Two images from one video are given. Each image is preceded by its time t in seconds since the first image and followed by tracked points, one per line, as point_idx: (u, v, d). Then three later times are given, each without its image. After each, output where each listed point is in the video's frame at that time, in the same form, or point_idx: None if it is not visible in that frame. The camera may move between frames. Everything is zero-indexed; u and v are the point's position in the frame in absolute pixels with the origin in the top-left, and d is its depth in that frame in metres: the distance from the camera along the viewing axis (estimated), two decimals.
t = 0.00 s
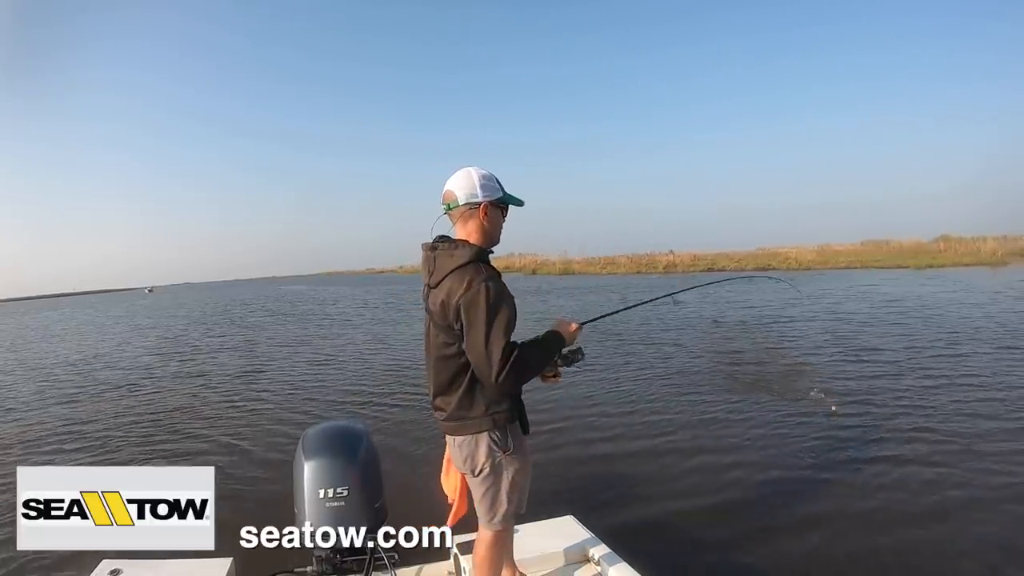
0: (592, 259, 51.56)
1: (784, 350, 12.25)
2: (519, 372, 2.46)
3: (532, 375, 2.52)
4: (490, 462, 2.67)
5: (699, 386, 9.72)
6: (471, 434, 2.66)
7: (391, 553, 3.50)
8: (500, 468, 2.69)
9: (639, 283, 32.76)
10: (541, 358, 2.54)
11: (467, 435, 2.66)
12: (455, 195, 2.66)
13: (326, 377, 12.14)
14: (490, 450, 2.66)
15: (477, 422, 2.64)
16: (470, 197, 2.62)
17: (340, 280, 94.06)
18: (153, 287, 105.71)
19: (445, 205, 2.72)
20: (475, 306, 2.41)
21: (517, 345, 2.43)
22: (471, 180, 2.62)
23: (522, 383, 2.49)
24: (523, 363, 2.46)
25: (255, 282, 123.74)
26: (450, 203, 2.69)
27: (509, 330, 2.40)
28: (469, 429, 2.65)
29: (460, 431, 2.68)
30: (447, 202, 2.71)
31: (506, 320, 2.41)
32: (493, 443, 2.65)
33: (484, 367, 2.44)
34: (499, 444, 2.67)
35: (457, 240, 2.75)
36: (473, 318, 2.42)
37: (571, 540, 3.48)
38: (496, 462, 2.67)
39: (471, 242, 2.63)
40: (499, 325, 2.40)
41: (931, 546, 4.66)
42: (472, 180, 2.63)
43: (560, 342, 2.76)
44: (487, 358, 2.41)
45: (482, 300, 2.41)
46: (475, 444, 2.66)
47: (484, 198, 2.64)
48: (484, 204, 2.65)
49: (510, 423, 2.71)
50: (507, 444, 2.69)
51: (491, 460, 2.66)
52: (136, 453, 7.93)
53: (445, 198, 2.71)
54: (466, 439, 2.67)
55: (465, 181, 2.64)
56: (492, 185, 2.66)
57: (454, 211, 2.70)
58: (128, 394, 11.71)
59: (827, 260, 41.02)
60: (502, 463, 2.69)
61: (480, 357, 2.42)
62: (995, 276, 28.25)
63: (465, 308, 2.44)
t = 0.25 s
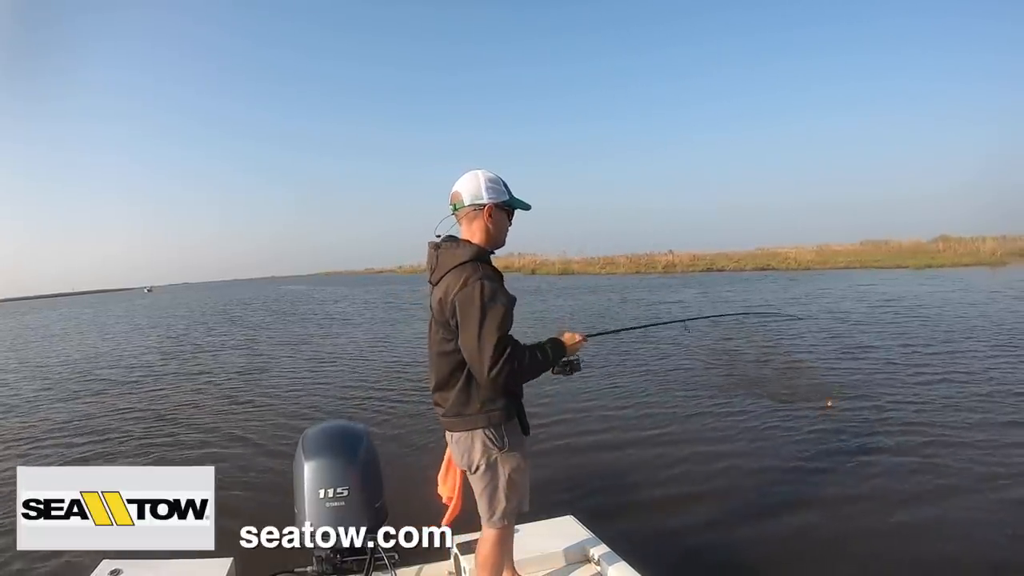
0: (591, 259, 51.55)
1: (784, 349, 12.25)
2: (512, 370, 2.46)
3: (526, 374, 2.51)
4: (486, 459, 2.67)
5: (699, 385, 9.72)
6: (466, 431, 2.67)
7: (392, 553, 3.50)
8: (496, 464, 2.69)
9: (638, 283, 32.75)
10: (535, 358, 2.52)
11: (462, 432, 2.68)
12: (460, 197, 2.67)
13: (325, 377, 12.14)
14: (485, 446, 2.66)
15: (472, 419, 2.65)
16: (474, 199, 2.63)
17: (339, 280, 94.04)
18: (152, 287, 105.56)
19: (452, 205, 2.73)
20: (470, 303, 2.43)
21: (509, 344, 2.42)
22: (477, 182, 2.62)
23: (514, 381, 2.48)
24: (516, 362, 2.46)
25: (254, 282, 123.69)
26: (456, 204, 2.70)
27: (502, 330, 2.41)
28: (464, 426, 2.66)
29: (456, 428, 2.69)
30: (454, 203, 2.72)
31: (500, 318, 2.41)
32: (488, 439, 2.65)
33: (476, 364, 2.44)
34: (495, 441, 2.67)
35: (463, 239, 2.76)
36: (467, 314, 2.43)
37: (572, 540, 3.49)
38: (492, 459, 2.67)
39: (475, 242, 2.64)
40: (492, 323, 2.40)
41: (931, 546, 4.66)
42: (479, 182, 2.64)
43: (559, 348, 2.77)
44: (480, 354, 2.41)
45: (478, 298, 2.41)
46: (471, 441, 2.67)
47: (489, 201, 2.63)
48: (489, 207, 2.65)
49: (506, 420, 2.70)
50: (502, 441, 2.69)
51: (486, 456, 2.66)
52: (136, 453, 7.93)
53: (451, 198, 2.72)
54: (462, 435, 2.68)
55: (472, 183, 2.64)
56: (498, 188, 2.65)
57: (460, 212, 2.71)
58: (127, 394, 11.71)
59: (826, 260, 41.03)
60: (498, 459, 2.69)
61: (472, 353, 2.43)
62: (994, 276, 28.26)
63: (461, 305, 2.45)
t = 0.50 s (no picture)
0: (591, 259, 51.58)
1: (783, 349, 12.27)
2: (507, 369, 2.47)
3: (521, 374, 2.52)
4: (479, 455, 2.68)
5: (698, 383, 9.73)
6: (461, 426, 2.69)
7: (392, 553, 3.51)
8: (490, 461, 2.69)
9: (638, 283, 32.77)
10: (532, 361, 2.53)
11: (458, 426, 2.71)
12: (466, 198, 2.69)
13: (325, 377, 12.15)
14: (479, 442, 2.67)
15: (467, 414, 2.67)
16: (480, 200, 2.65)
17: (338, 280, 94.00)
18: (151, 287, 105.50)
19: (459, 207, 2.76)
20: (469, 302, 2.45)
21: (504, 346, 2.44)
22: (482, 183, 2.65)
23: (509, 380, 2.49)
24: (511, 360, 2.47)
25: (253, 282, 123.64)
26: (462, 205, 2.72)
27: (499, 330, 2.42)
28: (460, 421, 2.69)
29: (452, 423, 2.72)
30: (460, 205, 2.75)
31: (497, 318, 2.42)
32: (482, 435, 2.67)
33: (471, 363, 2.46)
34: (489, 437, 2.68)
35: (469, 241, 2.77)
36: (465, 313, 2.46)
37: (572, 541, 3.49)
38: (485, 454, 2.68)
39: (478, 242, 2.66)
40: (489, 323, 2.42)
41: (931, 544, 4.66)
42: (484, 183, 2.65)
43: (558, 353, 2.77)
44: (475, 350, 2.43)
45: (476, 297, 2.43)
46: (466, 437, 2.68)
47: (494, 202, 2.65)
48: (494, 208, 2.66)
49: (501, 418, 2.71)
50: (497, 438, 2.69)
51: (480, 451, 2.67)
52: (136, 453, 7.94)
53: (458, 198, 2.74)
54: (457, 431, 2.70)
55: (478, 184, 2.67)
56: (503, 189, 2.66)
57: (466, 214, 2.73)
58: (127, 395, 11.72)
59: (825, 260, 41.07)
60: (492, 456, 2.69)
61: (468, 351, 2.45)
62: (993, 275, 28.29)
63: (460, 303, 2.47)
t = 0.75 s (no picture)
0: (590, 259, 51.59)
1: (783, 348, 12.28)
2: (502, 368, 2.48)
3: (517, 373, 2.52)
4: (476, 452, 2.69)
5: (698, 382, 9.74)
6: (458, 423, 2.71)
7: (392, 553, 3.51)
8: (486, 458, 2.69)
9: (637, 282, 32.76)
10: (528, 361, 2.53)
11: (455, 423, 2.73)
12: (471, 199, 2.70)
13: (325, 377, 12.15)
14: (476, 440, 2.68)
15: (465, 411, 2.69)
16: (484, 201, 2.66)
17: (337, 280, 93.97)
18: (150, 287, 105.39)
19: (464, 207, 2.77)
20: (466, 300, 2.46)
21: (499, 346, 2.45)
22: (487, 185, 2.65)
23: (504, 379, 2.50)
24: (506, 360, 2.47)
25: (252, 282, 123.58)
26: (467, 206, 2.73)
27: (494, 330, 2.44)
28: (457, 418, 2.70)
29: (450, 419, 2.74)
30: (465, 205, 2.76)
31: (493, 318, 2.44)
32: (479, 432, 2.68)
33: (467, 360, 2.48)
34: (486, 434, 2.68)
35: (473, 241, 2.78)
36: (462, 311, 2.47)
37: (572, 541, 3.49)
38: (482, 451, 2.68)
39: (481, 243, 2.66)
40: (485, 322, 2.43)
41: (932, 541, 4.65)
42: (489, 185, 2.66)
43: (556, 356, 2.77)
44: (471, 348, 2.45)
45: (474, 296, 2.45)
46: (463, 434, 2.70)
47: (498, 203, 2.65)
48: (498, 209, 2.66)
49: (498, 415, 2.71)
50: (493, 435, 2.70)
51: (477, 448, 2.68)
52: (136, 453, 7.94)
53: (464, 199, 2.76)
54: (454, 428, 2.72)
55: (482, 186, 2.68)
56: (507, 191, 2.67)
57: (470, 214, 2.75)
58: (126, 395, 11.70)
59: (824, 258, 41.11)
60: (489, 453, 2.69)
61: (463, 349, 2.47)
62: (991, 274, 28.34)
63: (458, 300, 2.49)
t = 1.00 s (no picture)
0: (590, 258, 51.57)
1: (783, 347, 12.27)
2: (499, 367, 2.48)
3: (514, 374, 2.51)
4: (470, 450, 2.70)
5: (698, 381, 9.74)
6: (455, 420, 2.73)
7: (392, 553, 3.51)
8: (480, 456, 2.70)
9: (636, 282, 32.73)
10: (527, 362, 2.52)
11: (452, 420, 2.74)
12: (477, 200, 2.70)
13: (325, 376, 12.15)
14: (470, 438, 2.69)
15: (461, 408, 2.70)
16: (490, 203, 2.66)
17: (337, 280, 93.95)
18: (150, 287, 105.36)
19: (470, 208, 2.77)
20: (466, 297, 2.47)
21: (497, 345, 2.46)
22: (492, 187, 2.65)
23: (499, 379, 2.50)
24: (503, 359, 2.47)
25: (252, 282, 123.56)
26: (473, 207, 2.74)
27: (492, 328, 2.44)
28: (453, 415, 2.72)
29: (448, 416, 2.76)
30: (471, 206, 2.76)
31: (492, 316, 2.44)
32: (473, 430, 2.69)
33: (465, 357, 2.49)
34: (480, 433, 2.69)
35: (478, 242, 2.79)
36: (462, 308, 2.48)
37: (572, 541, 3.49)
38: (476, 450, 2.69)
39: (485, 243, 2.66)
40: (483, 321, 2.44)
41: (933, 537, 4.65)
42: (495, 187, 2.66)
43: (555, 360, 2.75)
44: (468, 345, 2.46)
45: (474, 294, 2.45)
46: (459, 431, 2.71)
47: (503, 206, 2.65)
48: (504, 211, 2.66)
49: (494, 415, 2.72)
50: (488, 433, 2.70)
51: (471, 447, 2.69)
52: (137, 453, 7.95)
53: (470, 200, 2.76)
54: (451, 425, 2.75)
55: (488, 187, 2.68)
56: (513, 193, 2.66)
57: (476, 216, 2.75)
58: (126, 394, 11.69)
59: (824, 258, 41.10)
60: (483, 451, 2.69)
61: (462, 345, 2.48)
62: (992, 273, 28.31)
63: (458, 297, 2.50)
